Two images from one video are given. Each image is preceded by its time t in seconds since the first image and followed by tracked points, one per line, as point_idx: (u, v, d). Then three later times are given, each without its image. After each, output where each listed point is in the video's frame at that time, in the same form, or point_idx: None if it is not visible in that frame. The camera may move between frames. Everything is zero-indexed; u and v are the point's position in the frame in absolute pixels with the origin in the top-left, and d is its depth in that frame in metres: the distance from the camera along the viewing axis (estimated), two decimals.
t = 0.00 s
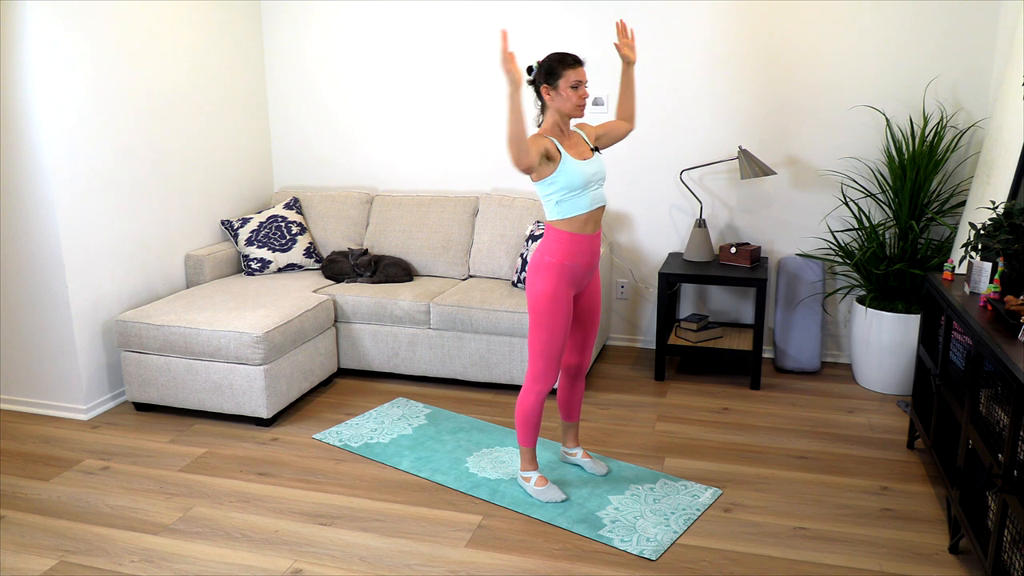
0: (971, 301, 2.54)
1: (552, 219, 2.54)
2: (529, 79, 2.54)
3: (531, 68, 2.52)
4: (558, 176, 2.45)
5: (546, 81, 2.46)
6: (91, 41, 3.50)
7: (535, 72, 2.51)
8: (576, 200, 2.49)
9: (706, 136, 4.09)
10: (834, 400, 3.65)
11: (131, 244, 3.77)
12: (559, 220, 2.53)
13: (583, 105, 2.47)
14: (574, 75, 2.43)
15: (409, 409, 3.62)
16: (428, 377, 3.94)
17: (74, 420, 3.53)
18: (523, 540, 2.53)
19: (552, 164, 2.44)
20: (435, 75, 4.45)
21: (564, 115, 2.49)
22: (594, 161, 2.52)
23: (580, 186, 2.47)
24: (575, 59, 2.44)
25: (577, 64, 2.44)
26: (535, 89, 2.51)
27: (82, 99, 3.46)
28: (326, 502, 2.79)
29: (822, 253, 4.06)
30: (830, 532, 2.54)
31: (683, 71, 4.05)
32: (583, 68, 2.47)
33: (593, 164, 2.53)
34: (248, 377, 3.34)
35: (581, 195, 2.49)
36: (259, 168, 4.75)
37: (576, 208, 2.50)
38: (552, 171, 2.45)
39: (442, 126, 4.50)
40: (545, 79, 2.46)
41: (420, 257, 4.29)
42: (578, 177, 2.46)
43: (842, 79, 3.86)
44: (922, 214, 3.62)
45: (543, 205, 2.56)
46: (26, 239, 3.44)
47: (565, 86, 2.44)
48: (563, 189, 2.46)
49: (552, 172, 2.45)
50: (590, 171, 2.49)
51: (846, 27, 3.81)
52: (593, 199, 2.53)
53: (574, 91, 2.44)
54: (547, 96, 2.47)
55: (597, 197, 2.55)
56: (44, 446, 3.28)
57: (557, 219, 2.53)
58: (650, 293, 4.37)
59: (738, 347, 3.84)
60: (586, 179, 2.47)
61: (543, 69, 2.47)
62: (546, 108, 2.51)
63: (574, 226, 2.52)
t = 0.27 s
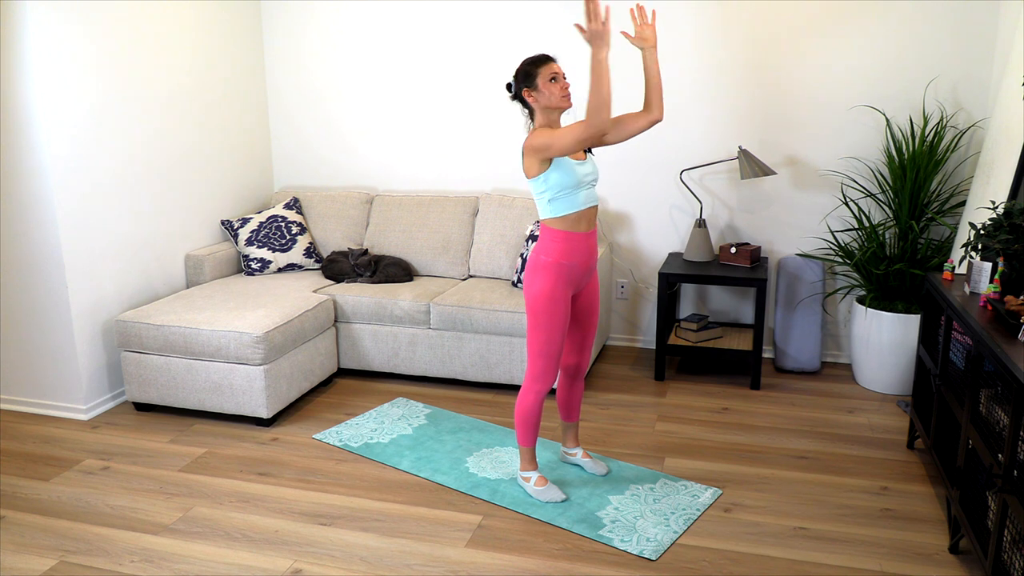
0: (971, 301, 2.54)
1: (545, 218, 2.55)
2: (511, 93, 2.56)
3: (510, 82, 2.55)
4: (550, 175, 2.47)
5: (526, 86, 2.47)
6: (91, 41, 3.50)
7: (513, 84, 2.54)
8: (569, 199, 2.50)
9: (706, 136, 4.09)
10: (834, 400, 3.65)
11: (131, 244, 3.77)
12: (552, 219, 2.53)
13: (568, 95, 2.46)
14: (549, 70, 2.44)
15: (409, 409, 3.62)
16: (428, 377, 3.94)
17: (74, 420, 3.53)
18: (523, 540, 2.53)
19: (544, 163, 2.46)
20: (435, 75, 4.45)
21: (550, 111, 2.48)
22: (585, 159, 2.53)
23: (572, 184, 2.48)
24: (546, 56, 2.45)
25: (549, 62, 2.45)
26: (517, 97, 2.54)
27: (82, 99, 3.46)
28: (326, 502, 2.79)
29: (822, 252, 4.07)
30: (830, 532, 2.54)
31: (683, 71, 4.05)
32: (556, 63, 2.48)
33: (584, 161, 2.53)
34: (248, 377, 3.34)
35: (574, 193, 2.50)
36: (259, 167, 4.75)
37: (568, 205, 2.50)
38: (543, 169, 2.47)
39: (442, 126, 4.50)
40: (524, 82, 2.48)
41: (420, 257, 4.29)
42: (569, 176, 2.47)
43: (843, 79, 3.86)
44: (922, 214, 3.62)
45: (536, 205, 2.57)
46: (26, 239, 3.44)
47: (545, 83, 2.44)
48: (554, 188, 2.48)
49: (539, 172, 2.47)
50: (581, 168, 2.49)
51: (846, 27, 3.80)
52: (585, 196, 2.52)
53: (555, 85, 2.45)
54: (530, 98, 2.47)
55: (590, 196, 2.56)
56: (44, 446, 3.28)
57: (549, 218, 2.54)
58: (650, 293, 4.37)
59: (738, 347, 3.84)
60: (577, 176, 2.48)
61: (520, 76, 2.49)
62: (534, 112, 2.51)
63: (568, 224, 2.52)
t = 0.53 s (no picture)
0: (971, 301, 2.54)
1: (544, 217, 2.55)
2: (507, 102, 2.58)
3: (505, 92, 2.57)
4: (550, 174, 2.48)
5: (520, 88, 2.49)
6: (91, 41, 3.50)
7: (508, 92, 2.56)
8: (568, 196, 2.50)
9: (706, 136, 4.09)
10: (834, 400, 3.65)
11: (131, 244, 3.77)
12: (550, 218, 2.53)
13: (564, 90, 2.47)
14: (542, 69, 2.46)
15: (409, 409, 3.62)
16: (428, 377, 3.94)
17: (74, 420, 3.53)
18: (523, 540, 2.53)
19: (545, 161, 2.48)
20: (435, 76, 4.45)
21: (548, 108, 2.49)
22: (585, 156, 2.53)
23: (571, 182, 2.48)
24: (535, 57, 2.47)
25: (540, 61, 2.47)
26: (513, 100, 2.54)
27: (82, 99, 3.46)
28: (326, 502, 2.79)
29: (821, 252, 4.07)
30: (830, 532, 2.54)
31: (683, 71, 4.05)
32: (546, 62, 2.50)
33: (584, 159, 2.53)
34: (248, 377, 3.34)
35: (574, 190, 2.50)
36: (259, 168, 4.75)
37: (568, 203, 2.50)
38: (543, 168, 2.48)
39: (442, 126, 4.50)
40: (519, 84, 2.49)
41: (420, 257, 4.29)
42: (569, 173, 2.47)
43: (843, 79, 3.86)
44: (922, 214, 3.62)
45: (536, 204, 2.57)
46: (26, 239, 3.44)
47: (540, 82, 2.45)
48: (554, 186, 2.48)
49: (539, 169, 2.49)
50: (581, 166, 2.49)
51: (847, 27, 3.80)
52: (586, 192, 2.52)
53: (549, 81, 2.46)
54: (526, 99, 2.48)
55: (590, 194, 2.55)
56: (44, 446, 3.28)
57: (548, 217, 2.54)
58: (650, 293, 4.37)
59: (738, 347, 3.84)
60: (577, 174, 2.48)
61: (514, 80, 2.51)
62: (532, 113, 2.52)
63: (568, 223, 2.52)
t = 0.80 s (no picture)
0: (971, 301, 2.55)
1: (544, 216, 2.55)
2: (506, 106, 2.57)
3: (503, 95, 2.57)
4: (551, 173, 2.48)
5: (518, 88, 2.49)
6: (91, 41, 3.50)
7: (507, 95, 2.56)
8: (569, 196, 2.49)
9: (706, 136, 4.09)
10: (834, 400, 3.65)
11: (131, 244, 3.77)
12: (551, 217, 2.53)
13: (562, 88, 2.48)
14: (538, 69, 2.46)
15: (409, 409, 3.62)
16: (428, 377, 3.94)
17: (74, 420, 3.53)
18: (523, 540, 2.53)
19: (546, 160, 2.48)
20: (435, 76, 4.45)
21: (548, 108, 2.49)
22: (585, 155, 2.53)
23: (572, 181, 2.47)
24: (529, 58, 2.48)
25: (535, 62, 2.48)
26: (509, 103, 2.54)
27: (82, 98, 3.46)
28: (326, 502, 2.79)
29: (821, 252, 4.07)
30: (830, 532, 2.54)
31: (683, 71, 4.05)
32: (541, 62, 2.50)
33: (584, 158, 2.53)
34: (248, 377, 3.34)
35: (575, 189, 2.49)
36: (259, 168, 4.75)
37: (568, 202, 2.50)
38: (544, 167, 2.48)
39: (442, 126, 4.50)
40: (516, 87, 2.49)
41: (420, 257, 4.29)
42: (569, 172, 2.47)
43: (843, 79, 3.86)
44: (922, 213, 3.62)
45: (536, 204, 2.57)
46: (26, 239, 3.44)
47: (537, 82, 2.46)
48: (554, 185, 2.48)
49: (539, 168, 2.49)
50: (581, 165, 2.49)
51: (847, 27, 3.81)
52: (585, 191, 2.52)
53: (546, 81, 2.47)
54: (525, 99, 2.48)
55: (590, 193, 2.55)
56: (44, 446, 3.28)
57: (548, 216, 2.54)
58: (650, 293, 4.37)
59: (738, 347, 3.84)
60: (578, 173, 2.48)
61: (511, 82, 2.51)
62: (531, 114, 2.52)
63: (568, 223, 2.52)
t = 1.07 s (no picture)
0: (971, 301, 2.55)
1: (544, 217, 2.55)
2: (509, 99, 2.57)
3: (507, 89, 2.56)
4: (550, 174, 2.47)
5: (523, 87, 2.48)
6: (91, 40, 3.50)
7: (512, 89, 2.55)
8: (567, 197, 2.49)
9: (706, 136, 4.09)
10: (834, 400, 3.65)
11: (131, 244, 3.77)
12: (550, 218, 2.53)
13: (566, 92, 2.47)
14: (545, 69, 2.45)
15: (409, 409, 3.62)
16: (428, 377, 3.94)
17: (74, 420, 3.53)
18: (523, 540, 2.53)
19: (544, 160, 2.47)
20: (434, 76, 4.45)
21: (551, 109, 2.49)
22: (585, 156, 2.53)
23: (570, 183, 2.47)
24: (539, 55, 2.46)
25: (544, 61, 2.46)
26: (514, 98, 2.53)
27: (81, 98, 3.46)
28: (326, 502, 2.79)
29: (821, 252, 4.07)
30: (830, 532, 2.54)
31: (683, 71, 4.05)
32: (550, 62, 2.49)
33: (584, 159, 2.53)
34: (248, 377, 3.34)
35: (574, 191, 2.49)
36: (259, 168, 4.75)
37: (567, 204, 2.50)
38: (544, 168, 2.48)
39: (441, 126, 4.50)
40: (521, 83, 2.48)
41: (420, 257, 4.29)
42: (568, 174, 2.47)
43: (843, 79, 3.86)
44: (922, 213, 3.62)
45: (536, 204, 2.56)
46: (26, 239, 3.44)
47: (543, 82, 2.45)
48: (553, 186, 2.48)
49: (540, 169, 2.46)
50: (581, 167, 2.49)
51: (846, 27, 3.81)
52: (586, 191, 2.52)
53: (552, 82, 2.46)
54: (529, 98, 2.48)
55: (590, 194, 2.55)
56: (44, 446, 3.28)
57: (548, 217, 2.53)
58: (650, 293, 4.37)
59: (738, 347, 3.84)
60: (576, 175, 2.48)
61: (516, 79, 2.50)
62: (534, 112, 2.51)
63: (568, 223, 2.52)
